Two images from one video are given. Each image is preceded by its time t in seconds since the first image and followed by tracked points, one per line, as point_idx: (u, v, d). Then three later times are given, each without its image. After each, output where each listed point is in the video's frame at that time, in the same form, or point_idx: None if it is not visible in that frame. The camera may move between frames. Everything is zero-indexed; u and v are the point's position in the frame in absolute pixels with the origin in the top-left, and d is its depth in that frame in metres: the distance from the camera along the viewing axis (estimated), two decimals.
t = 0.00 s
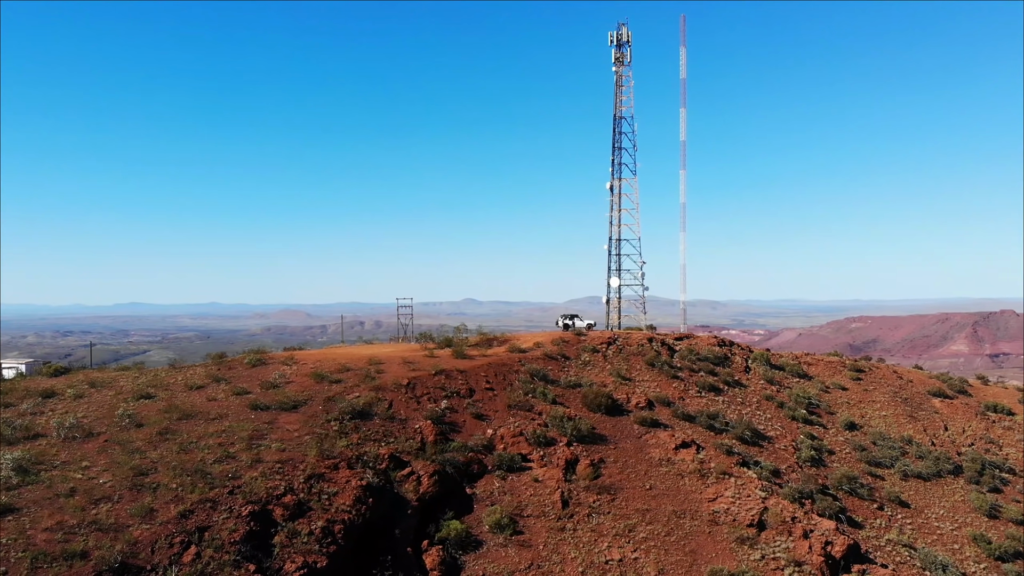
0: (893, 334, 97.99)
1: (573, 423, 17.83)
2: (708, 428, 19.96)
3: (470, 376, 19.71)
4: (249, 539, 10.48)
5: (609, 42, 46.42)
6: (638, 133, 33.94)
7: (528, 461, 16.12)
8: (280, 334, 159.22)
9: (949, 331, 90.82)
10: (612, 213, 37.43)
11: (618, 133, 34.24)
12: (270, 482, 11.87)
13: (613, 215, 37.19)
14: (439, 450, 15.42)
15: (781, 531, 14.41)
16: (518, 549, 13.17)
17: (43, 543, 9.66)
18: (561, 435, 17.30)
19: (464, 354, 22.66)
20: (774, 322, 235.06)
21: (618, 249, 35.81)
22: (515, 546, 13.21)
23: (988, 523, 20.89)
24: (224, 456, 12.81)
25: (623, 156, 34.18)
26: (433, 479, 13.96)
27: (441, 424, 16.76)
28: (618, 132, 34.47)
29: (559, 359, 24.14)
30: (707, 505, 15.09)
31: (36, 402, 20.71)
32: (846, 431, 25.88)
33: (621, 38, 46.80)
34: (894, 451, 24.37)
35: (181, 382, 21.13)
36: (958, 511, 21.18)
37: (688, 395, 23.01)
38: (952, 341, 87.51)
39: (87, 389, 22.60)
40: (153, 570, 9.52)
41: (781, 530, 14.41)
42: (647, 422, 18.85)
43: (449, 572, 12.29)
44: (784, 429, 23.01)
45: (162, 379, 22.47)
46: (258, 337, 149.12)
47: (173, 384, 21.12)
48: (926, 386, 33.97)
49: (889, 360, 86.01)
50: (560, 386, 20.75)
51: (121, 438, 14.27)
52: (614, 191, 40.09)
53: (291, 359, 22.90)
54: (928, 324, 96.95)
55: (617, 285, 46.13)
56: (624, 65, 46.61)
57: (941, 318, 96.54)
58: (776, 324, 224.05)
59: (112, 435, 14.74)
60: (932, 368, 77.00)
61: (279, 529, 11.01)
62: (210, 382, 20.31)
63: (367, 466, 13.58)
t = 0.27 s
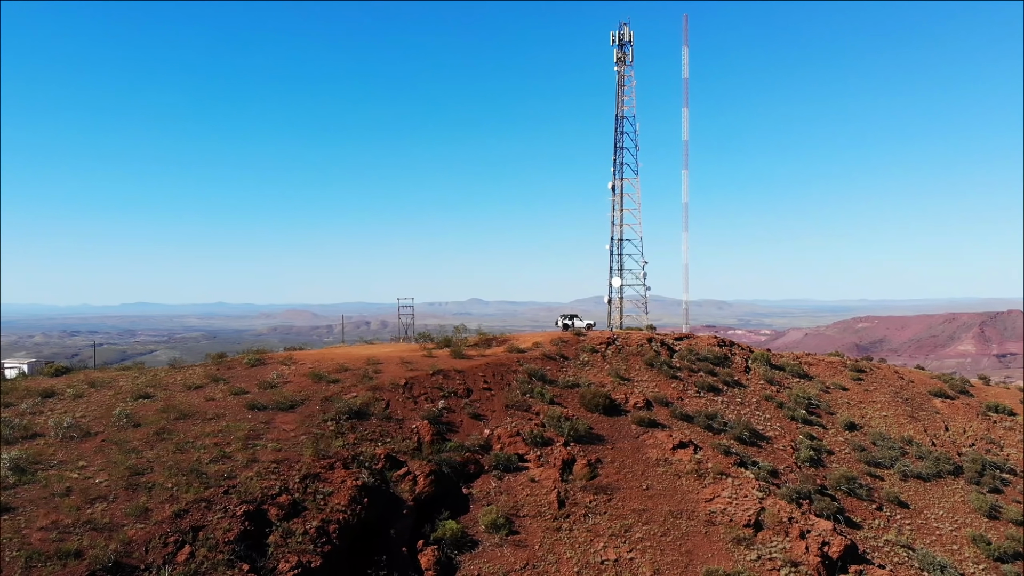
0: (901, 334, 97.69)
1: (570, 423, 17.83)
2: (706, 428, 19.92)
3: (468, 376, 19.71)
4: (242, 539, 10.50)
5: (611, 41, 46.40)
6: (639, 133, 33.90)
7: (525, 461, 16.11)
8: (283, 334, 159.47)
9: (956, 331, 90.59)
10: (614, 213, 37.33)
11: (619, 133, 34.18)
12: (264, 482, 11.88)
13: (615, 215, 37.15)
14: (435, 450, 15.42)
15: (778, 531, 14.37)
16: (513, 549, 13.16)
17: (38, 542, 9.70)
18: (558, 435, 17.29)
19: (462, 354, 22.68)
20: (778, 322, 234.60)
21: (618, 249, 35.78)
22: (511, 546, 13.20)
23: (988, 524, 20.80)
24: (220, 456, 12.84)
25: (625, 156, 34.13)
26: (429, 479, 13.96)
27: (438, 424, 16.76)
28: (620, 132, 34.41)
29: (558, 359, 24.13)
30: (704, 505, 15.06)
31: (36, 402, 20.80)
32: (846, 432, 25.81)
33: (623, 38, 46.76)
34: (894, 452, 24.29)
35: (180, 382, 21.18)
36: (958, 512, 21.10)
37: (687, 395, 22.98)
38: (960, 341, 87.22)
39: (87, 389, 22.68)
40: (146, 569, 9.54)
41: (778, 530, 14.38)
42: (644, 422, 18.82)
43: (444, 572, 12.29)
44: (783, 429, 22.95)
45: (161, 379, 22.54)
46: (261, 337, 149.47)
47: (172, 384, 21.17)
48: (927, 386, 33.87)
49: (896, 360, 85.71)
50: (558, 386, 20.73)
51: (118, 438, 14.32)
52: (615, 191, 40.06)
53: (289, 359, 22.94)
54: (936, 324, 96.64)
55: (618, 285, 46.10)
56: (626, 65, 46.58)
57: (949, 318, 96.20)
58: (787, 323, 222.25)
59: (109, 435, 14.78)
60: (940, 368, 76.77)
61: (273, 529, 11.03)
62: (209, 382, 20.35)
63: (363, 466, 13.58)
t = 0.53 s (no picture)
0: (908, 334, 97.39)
1: (567, 423, 17.81)
2: (704, 429, 19.89)
3: (466, 376, 19.70)
4: (237, 538, 10.53)
5: (612, 41, 46.36)
6: (640, 133, 33.84)
7: (521, 461, 16.10)
8: (286, 334, 159.84)
9: (964, 332, 90.26)
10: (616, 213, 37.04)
11: (620, 133, 34.13)
12: (259, 481, 11.90)
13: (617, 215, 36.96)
14: (432, 450, 15.42)
15: (774, 532, 14.34)
16: (508, 549, 13.16)
17: (32, 541, 9.73)
18: (555, 435, 17.27)
19: (460, 354, 22.67)
20: (781, 322, 234.14)
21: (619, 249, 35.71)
22: (506, 546, 13.20)
23: (988, 524, 20.73)
24: (215, 455, 12.86)
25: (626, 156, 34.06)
26: (425, 479, 13.96)
27: (435, 424, 16.75)
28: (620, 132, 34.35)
29: (557, 359, 24.10)
30: (700, 506, 15.04)
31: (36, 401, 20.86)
32: (846, 432, 25.74)
33: (625, 38, 46.73)
34: (893, 452, 24.21)
35: (178, 382, 21.21)
36: (957, 513, 21.03)
37: (686, 395, 22.94)
38: (967, 341, 86.93)
39: (87, 389, 22.72)
40: (140, 568, 9.57)
41: (774, 531, 14.35)
42: (642, 422, 18.80)
43: (439, 572, 12.29)
44: (782, 430, 22.90)
45: (161, 379, 22.59)
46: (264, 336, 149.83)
47: (170, 384, 21.20)
48: (928, 387, 33.76)
49: (904, 360, 85.51)
50: (556, 386, 20.71)
51: (115, 438, 14.36)
52: (616, 191, 40.03)
53: (288, 358, 22.95)
54: (943, 325, 96.27)
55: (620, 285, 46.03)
56: (628, 64, 46.54)
57: (957, 318, 95.88)
58: (791, 323, 221.86)
59: (106, 435, 14.83)
60: (947, 368, 76.49)
61: (267, 529, 11.04)
62: (207, 382, 20.38)
63: (359, 466, 13.59)
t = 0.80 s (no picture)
0: (915, 334, 97.10)
1: (565, 423, 17.80)
2: (702, 428, 19.85)
3: (463, 376, 19.70)
4: (231, 537, 10.56)
5: (613, 41, 46.37)
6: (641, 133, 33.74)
7: (518, 461, 16.10)
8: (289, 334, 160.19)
9: (971, 331, 89.97)
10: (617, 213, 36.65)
11: (620, 133, 34.06)
12: (255, 481, 11.92)
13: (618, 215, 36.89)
14: (428, 450, 15.43)
15: (770, 532, 14.32)
16: (504, 549, 13.16)
17: (27, 540, 9.77)
18: (552, 435, 17.26)
19: (458, 354, 22.68)
20: (785, 322, 233.69)
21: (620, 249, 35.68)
22: (501, 546, 13.20)
23: (987, 525, 20.66)
24: (211, 455, 12.90)
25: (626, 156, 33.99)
26: (420, 478, 13.97)
27: (431, 424, 16.75)
28: (621, 131, 34.27)
29: (555, 359, 24.09)
30: (696, 506, 15.03)
31: (36, 401, 20.95)
32: (845, 432, 25.67)
33: (626, 37, 46.69)
34: (893, 452, 24.13)
35: (177, 382, 21.25)
36: (956, 513, 20.96)
37: (684, 395, 22.91)
38: (974, 341, 86.59)
39: (87, 389, 22.79)
40: (134, 568, 9.60)
41: (770, 531, 14.32)
42: (640, 422, 18.79)
43: (434, 572, 12.30)
44: (781, 430, 22.86)
45: (160, 378, 22.65)
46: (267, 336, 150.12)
47: (169, 383, 21.24)
48: (929, 387, 33.65)
49: (911, 360, 85.29)
50: (554, 386, 20.70)
51: (112, 438, 14.42)
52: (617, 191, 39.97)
53: (287, 358, 22.97)
54: (950, 325, 95.99)
55: (622, 284, 45.99)
56: (629, 64, 46.53)
57: (965, 318, 95.49)
58: (794, 323, 221.54)
59: (104, 434, 14.87)
60: (954, 368, 76.33)
61: (262, 528, 11.06)
62: (205, 382, 20.42)
63: (354, 466, 13.60)
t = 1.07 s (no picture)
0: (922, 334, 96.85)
1: (562, 423, 17.79)
2: (700, 429, 19.82)
3: (461, 376, 19.70)
4: (225, 536, 10.58)
5: (616, 41, 46.34)
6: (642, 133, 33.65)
7: (515, 461, 16.10)
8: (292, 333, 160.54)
9: (978, 332, 89.70)
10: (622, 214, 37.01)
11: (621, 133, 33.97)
12: (250, 480, 11.94)
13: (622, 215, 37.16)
14: (425, 450, 15.43)
15: (767, 532, 14.29)
16: (499, 549, 13.15)
17: (22, 539, 9.81)
18: (549, 435, 17.25)
19: (457, 354, 22.69)
20: (789, 322, 233.21)
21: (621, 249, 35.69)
22: (496, 546, 13.20)
23: (986, 526, 20.58)
24: (207, 454, 12.94)
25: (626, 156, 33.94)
26: (416, 478, 13.97)
27: (428, 424, 16.76)
28: (621, 131, 34.19)
29: (553, 359, 24.07)
30: (693, 506, 15.00)
31: (37, 400, 21.04)
32: (845, 432, 25.59)
33: (627, 37, 46.62)
34: (893, 453, 24.06)
35: (176, 382, 21.31)
36: (956, 514, 20.89)
37: (683, 395, 22.88)
38: (981, 341, 86.28)
39: (87, 388, 22.86)
40: (127, 567, 9.63)
41: (767, 531, 14.29)
42: (637, 422, 18.77)
43: (429, 572, 12.29)
44: (779, 430, 22.81)
45: (160, 378, 22.72)
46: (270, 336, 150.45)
47: (168, 383, 21.30)
48: (931, 387, 33.53)
49: (919, 360, 85.11)
50: (552, 386, 20.69)
51: (109, 437, 14.48)
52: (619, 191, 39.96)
53: (285, 358, 22.98)
54: (957, 325, 95.67)
55: (625, 284, 46.00)
56: (632, 64, 46.49)
57: (973, 318, 95.16)
58: (797, 323, 221.11)
59: (101, 434, 14.93)
60: (961, 368, 76.09)
61: (256, 527, 11.08)
62: (204, 381, 20.46)
63: (350, 466, 13.61)
